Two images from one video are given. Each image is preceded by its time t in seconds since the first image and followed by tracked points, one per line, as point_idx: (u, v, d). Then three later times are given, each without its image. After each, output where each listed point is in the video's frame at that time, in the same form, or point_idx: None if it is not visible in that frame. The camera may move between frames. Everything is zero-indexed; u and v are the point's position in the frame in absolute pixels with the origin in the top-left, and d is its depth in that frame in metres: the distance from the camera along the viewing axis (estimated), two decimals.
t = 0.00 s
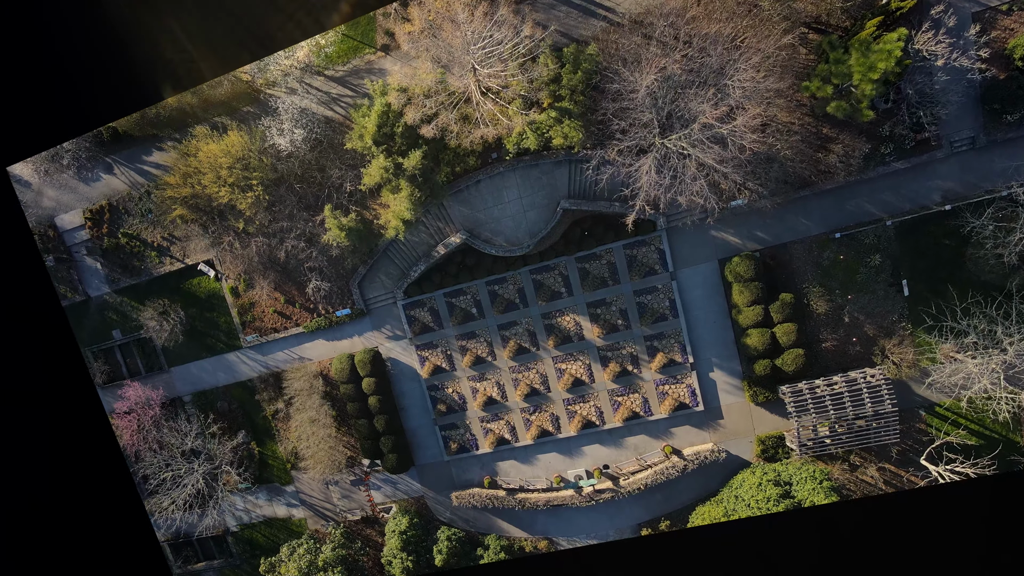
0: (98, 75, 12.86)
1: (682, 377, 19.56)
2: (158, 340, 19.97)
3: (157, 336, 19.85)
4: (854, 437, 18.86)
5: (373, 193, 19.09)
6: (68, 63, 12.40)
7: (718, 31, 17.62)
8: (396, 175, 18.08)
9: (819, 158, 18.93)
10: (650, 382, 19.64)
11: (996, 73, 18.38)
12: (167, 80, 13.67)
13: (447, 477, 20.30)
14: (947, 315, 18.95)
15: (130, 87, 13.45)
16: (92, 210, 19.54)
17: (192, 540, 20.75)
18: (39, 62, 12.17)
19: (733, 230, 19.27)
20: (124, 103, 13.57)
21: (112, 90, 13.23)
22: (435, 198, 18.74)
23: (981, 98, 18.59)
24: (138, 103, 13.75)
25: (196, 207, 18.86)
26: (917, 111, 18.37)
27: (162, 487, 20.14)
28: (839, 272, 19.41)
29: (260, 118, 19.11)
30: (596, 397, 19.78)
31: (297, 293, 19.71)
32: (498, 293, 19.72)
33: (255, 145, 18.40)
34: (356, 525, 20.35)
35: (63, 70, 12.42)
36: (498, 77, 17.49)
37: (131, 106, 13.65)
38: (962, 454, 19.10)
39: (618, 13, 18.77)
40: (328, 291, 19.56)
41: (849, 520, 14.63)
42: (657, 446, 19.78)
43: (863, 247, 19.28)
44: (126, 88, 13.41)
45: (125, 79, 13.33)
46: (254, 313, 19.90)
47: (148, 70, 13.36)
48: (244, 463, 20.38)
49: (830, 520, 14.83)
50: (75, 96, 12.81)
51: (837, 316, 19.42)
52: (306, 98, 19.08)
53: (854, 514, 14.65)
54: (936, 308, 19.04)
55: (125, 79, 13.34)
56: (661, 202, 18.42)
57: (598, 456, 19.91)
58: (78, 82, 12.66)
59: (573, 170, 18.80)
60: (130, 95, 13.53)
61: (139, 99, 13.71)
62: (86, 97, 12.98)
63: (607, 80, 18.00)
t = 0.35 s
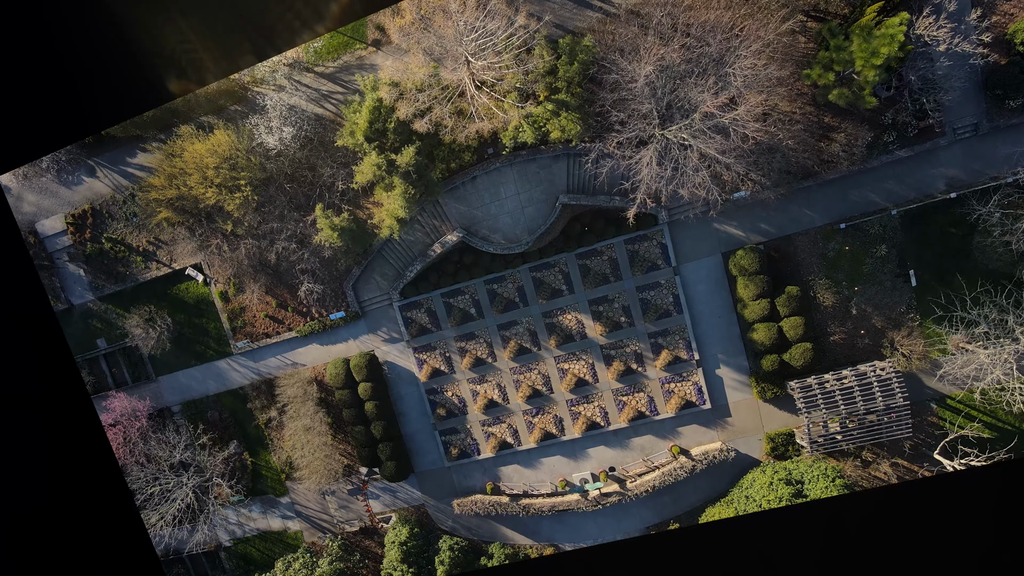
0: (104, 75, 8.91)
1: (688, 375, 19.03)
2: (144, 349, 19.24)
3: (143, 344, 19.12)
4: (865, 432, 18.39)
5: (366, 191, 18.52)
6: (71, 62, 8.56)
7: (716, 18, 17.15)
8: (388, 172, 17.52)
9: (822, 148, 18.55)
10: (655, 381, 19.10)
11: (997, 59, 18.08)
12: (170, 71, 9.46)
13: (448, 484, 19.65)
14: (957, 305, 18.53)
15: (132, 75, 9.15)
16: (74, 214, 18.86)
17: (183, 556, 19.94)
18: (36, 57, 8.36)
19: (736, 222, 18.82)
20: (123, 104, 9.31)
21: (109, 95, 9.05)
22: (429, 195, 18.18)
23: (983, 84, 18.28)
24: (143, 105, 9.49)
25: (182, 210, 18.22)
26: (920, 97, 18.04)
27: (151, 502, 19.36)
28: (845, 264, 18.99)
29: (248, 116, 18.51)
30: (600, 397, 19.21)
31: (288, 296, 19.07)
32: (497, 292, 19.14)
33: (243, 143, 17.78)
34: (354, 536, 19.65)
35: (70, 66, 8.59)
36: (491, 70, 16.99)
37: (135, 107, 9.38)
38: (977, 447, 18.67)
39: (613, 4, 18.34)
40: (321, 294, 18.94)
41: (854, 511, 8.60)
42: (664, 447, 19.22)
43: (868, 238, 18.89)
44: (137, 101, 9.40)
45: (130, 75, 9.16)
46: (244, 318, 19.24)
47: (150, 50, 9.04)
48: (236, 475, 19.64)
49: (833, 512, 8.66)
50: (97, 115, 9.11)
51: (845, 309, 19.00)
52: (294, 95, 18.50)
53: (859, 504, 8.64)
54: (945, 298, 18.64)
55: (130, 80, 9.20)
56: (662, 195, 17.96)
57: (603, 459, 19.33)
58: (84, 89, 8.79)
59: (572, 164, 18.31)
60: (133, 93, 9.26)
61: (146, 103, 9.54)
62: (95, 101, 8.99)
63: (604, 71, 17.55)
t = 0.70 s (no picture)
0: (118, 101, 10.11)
1: (696, 368, 18.49)
2: (132, 365, 18.52)
3: (129, 360, 18.39)
4: (881, 420, 17.88)
5: (357, 192, 17.97)
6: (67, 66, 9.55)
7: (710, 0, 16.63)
8: (379, 171, 16.90)
9: (821, 130, 18.08)
10: (662, 376, 18.56)
11: (993, 34, 17.69)
12: (173, 62, 10.78)
13: (453, 492, 18.99)
14: (966, 285, 18.14)
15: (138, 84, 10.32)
16: (55, 228, 18.17)
17: None
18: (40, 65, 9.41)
19: (737, 209, 18.37)
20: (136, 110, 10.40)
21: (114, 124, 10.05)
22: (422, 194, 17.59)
23: (980, 59, 17.97)
24: (142, 106, 10.42)
25: (166, 218, 17.54)
26: (918, 76, 17.74)
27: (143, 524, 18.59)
28: (849, 248, 18.59)
29: (231, 119, 17.88)
30: (607, 396, 18.63)
31: (281, 305, 18.45)
32: (496, 291, 18.58)
33: (227, 148, 17.17)
34: (357, 551, 18.96)
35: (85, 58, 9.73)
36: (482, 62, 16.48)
37: (137, 112, 10.35)
38: (994, 430, 18.21)
39: None
40: (315, 300, 18.33)
41: (871, 501, 13.09)
42: (674, 444, 18.66)
43: (872, 221, 18.51)
44: (149, 112, 10.56)
45: (132, 77, 10.21)
46: (235, 329, 18.58)
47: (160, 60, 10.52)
48: (231, 493, 18.90)
49: (851, 500, 13.22)
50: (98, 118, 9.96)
51: (852, 294, 18.56)
52: (279, 97, 17.93)
53: (878, 493, 13.07)
54: (954, 279, 18.25)
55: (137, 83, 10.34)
56: (662, 185, 17.48)
57: (612, 459, 18.74)
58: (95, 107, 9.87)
59: (568, 157, 17.82)
60: (132, 95, 10.23)
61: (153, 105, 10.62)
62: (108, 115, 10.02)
63: (597, 59, 17.11)
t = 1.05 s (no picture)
0: (132, 106, 8.85)
1: (703, 362, 18.01)
2: (118, 384, 17.84)
3: (115, 378, 17.71)
4: (895, 407, 17.39)
5: (348, 195, 17.43)
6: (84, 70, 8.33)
7: None
8: (368, 171, 16.34)
9: (820, 113, 17.66)
10: (669, 371, 18.07)
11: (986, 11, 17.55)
12: (177, 52, 9.27)
13: (458, 501, 18.38)
14: (974, 265, 17.79)
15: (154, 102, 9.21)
16: (34, 243, 17.52)
17: None
18: (59, 76, 8.16)
19: (738, 197, 17.98)
20: (147, 111, 9.14)
21: (138, 127, 8.91)
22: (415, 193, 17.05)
23: (975, 36, 17.71)
24: (156, 108, 9.23)
25: (149, 229, 16.90)
26: (914, 55, 17.33)
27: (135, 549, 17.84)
28: (853, 232, 18.22)
29: (213, 124, 17.30)
30: (613, 394, 18.11)
31: (273, 313, 17.88)
32: (494, 290, 18.08)
33: (211, 153, 16.59)
34: (361, 567, 18.27)
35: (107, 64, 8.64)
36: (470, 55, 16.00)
37: (153, 111, 9.17)
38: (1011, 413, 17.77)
39: None
40: (307, 307, 17.73)
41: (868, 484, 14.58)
42: (684, 441, 18.14)
43: (875, 204, 18.14)
44: (160, 115, 9.33)
45: (146, 78, 9.10)
46: (226, 340, 17.96)
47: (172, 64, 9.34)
48: (226, 512, 18.15)
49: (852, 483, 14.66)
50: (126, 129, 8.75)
51: (858, 279, 18.18)
52: (263, 99, 17.39)
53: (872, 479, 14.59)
54: (961, 259, 17.90)
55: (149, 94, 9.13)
56: (660, 175, 17.04)
57: (622, 459, 18.18)
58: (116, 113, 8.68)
59: (562, 150, 17.37)
60: (149, 94, 9.12)
61: (165, 107, 9.38)
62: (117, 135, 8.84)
63: (589, 48, 16.66)
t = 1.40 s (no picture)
0: (135, 107, 8.50)
1: (710, 355, 17.51)
2: (104, 403, 17.16)
3: (100, 398, 17.02)
4: (909, 394, 16.90)
5: (338, 197, 16.89)
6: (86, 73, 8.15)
7: None
8: (357, 172, 15.77)
9: (817, 96, 17.30)
10: (676, 366, 17.56)
11: None
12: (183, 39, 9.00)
13: (464, 510, 17.78)
14: (982, 245, 17.41)
15: (162, 100, 8.82)
16: (13, 260, 16.86)
17: None
18: (59, 77, 7.99)
19: (738, 185, 17.56)
20: (147, 113, 8.66)
21: (141, 128, 8.58)
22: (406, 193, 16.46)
23: (969, 13, 17.41)
24: (152, 118, 8.68)
25: (132, 240, 16.28)
26: (910, 34, 17.09)
27: None
28: (857, 217, 17.83)
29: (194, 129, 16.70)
30: (619, 392, 17.58)
31: (264, 324, 17.27)
32: (493, 290, 17.55)
33: (193, 159, 15.98)
34: None
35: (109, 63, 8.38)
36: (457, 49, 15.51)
37: (149, 106, 8.64)
38: None
39: None
40: (300, 316, 17.14)
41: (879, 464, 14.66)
42: (695, 438, 17.62)
43: (877, 187, 17.77)
44: (162, 116, 8.81)
45: (147, 79, 8.67)
46: (216, 353, 17.32)
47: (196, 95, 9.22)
48: (222, 533, 17.47)
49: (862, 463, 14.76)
50: (145, 125, 8.61)
51: (864, 264, 17.79)
52: (245, 101, 16.82)
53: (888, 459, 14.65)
54: (969, 240, 17.51)
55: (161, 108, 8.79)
56: (658, 165, 16.59)
57: (631, 459, 17.65)
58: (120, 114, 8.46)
59: (557, 143, 16.88)
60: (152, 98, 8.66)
61: (165, 108, 8.83)
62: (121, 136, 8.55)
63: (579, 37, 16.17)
